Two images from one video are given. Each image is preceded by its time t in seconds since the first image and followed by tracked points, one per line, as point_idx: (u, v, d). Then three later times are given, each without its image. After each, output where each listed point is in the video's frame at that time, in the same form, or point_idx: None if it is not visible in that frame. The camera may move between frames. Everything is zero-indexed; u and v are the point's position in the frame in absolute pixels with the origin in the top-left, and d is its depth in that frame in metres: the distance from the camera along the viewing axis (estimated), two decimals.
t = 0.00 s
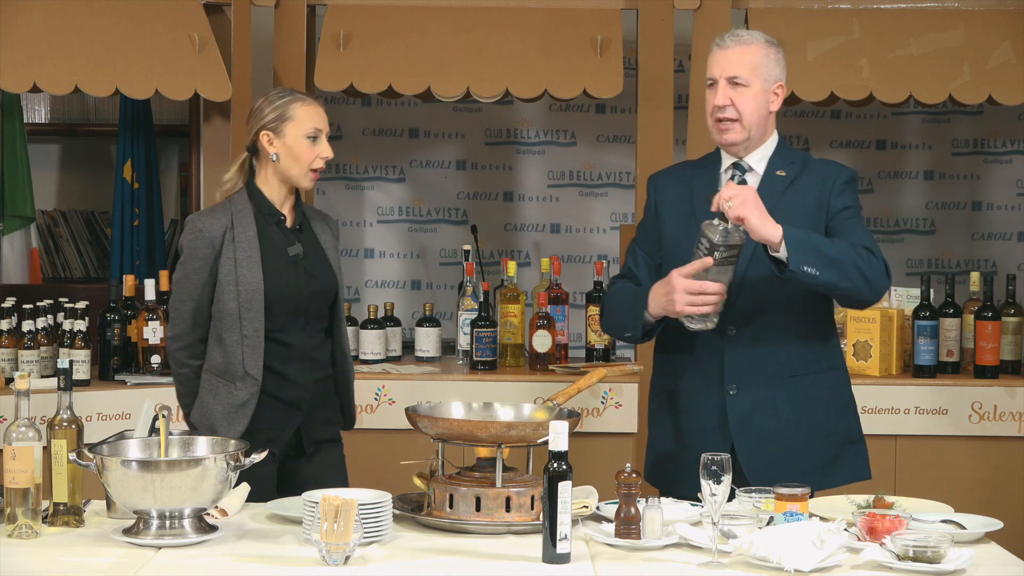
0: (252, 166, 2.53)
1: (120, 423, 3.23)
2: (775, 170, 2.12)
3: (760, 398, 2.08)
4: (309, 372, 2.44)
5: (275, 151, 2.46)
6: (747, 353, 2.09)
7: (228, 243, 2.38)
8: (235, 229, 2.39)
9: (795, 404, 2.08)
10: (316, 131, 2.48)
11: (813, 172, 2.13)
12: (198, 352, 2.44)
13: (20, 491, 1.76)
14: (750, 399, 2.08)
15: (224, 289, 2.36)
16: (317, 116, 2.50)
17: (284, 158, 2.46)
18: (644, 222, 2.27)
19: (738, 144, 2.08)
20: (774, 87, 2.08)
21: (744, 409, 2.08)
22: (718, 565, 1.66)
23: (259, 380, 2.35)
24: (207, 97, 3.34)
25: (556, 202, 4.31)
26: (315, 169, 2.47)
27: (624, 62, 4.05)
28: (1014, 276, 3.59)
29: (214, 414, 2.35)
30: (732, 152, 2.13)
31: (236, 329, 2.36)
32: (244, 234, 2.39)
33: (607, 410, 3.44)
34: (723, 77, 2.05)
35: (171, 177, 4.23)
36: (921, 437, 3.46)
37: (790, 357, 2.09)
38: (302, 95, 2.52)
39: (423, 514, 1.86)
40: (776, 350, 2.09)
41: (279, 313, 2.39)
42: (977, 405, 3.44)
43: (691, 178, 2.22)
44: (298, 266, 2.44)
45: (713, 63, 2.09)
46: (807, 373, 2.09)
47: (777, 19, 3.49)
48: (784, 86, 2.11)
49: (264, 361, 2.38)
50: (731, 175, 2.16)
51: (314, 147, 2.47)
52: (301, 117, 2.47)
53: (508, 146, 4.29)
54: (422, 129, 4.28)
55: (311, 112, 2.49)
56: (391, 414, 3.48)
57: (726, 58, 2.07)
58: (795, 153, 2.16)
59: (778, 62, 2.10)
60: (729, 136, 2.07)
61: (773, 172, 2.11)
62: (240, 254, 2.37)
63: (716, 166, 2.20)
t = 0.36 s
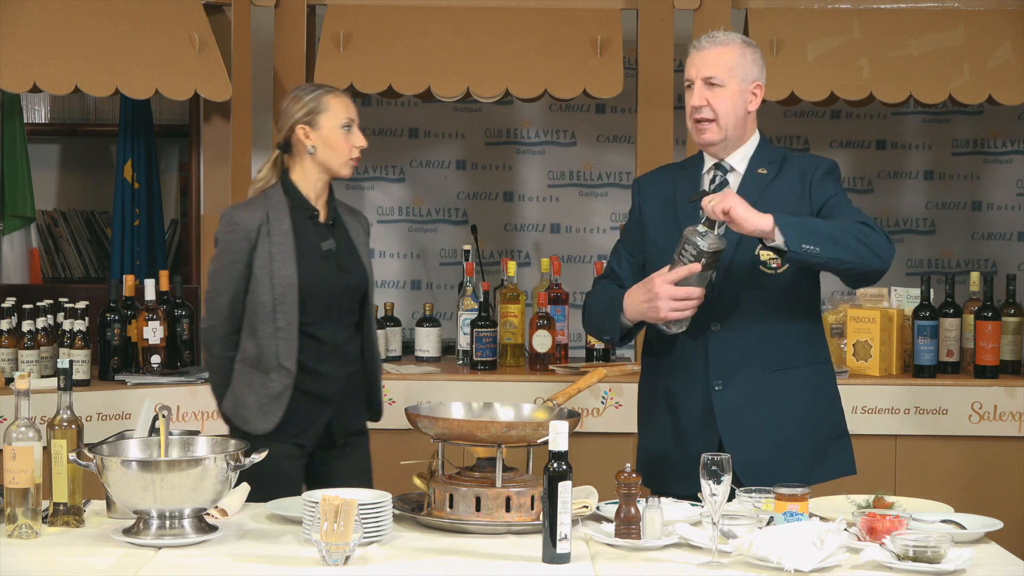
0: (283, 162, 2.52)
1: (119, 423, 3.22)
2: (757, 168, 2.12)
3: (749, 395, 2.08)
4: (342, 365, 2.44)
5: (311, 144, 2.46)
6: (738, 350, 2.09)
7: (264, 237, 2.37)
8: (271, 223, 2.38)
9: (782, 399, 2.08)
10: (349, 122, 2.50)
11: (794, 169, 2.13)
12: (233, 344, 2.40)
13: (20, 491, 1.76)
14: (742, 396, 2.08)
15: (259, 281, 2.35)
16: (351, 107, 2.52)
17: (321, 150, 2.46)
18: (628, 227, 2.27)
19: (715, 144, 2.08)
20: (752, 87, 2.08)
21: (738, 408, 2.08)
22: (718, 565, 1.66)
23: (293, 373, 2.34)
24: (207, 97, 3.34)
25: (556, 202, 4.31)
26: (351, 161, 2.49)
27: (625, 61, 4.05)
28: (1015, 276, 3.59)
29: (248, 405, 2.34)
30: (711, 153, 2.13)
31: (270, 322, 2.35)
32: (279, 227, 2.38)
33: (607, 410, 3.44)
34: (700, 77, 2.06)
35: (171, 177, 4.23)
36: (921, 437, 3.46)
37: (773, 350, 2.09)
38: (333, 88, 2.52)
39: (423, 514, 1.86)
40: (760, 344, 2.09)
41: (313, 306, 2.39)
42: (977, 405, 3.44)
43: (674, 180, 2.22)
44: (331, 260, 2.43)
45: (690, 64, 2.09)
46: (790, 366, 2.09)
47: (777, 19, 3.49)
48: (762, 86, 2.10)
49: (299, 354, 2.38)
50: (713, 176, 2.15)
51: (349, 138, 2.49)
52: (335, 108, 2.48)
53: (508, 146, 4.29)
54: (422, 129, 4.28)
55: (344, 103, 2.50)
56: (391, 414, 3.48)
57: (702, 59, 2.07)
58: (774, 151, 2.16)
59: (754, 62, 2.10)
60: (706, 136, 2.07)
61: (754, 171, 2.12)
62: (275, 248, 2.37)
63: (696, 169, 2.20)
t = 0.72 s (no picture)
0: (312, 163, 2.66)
1: (119, 422, 3.22)
2: (744, 168, 2.12)
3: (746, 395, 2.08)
4: (370, 361, 2.54)
5: (334, 149, 2.58)
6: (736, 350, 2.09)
7: (290, 240, 2.50)
8: (297, 226, 2.51)
9: (780, 398, 2.08)
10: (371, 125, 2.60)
11: (783, 167, 2.13)
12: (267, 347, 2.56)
13: (20, 492, 1.77)
14: (740, 395, 2.08)
15: (289, 285, 2.48)
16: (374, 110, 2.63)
17: (344, 155, 2.58)
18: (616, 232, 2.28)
19: (716, 152, 2.08)
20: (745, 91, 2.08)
21: (736, 406, 2.08)
22: (718, 565, 1.66)
23: (324, 370, 2.46)
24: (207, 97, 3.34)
25: (556, 202, 4.31)
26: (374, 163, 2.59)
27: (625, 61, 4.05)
28: (1014, 276, 3.59)
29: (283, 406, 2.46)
30: (704, 158, 2.12)
31: (299, 321, 2.48)
32: (306, 230, 2.51)
33: (607, 410, 3.44)
34: (702, 90, 2.01)
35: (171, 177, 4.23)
36: (921, 437, 3.46)
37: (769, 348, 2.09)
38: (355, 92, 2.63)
39: (423, 514, 1.86)
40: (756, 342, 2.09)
41: (341, 305, 2.51)
42: (977, 405, 3.44)
43: (660, 184, 2.22)
44: (357, 259, 2.55)
45: (686, 75, 2.04)
46: (786, 363, 2.09)
47: (776, 19, 3.49)
48: (751, 87, 2.11)
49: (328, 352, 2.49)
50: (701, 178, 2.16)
51: (371, 142, 2.59)
52: (357, 113, 2.59)
53: (508, 146, 4.29)
54: (422, 129, 4.28)
55: (363, 107, 2.61)
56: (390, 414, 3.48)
57: (700, 70, 2.02)
58: (761, 149, 2.16)
59: (745, 64, 2.08)
60: (708, 146, 2.07)
61: (742, 171, 2.11)
62: (301, 250, 2.49)
63: (682, 171, 2.20)
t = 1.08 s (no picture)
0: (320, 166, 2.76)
1: (119, 422, 3.22)
2: (740, 167, 2.12)
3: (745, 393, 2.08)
4: (377, 361, 2.64)
5: (340, 153, 2.69)
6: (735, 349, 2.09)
7: (296, 239, 2.63)
8: (302, 225, 2.64)
9: (779, 396, 2.08)
10: (378, 131, 2.71)
11: (778, 166, 2.14)
12: (276, 346, 2.71)
13: (20, 491, 1.77)
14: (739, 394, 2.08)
15: (295, 283, 2.60)
16: (383, 117, 2.74)
17: (350, 159, 2.69)
18: (612, 234, 2.27)
19: (711, 154, 2.07)
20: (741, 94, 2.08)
21: (737, 407, 2.07)
22: (718, 565, 1.66)
23: (332, 367, 2.58)
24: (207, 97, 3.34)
25: (556, 201, 4.31)
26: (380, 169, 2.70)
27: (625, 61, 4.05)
28: (1014, 276, 3.59)
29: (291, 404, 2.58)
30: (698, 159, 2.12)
31: (306, 319, 2.60)
32: (312, 228, 2.63)
33: (607, 410, 3.44)
34: (703, 93, 2.00)
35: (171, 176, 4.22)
36: (921, 437, 3.46)
37: (768, 346, 2.09)
38: (365, 99, 2.75)
39: (423, 514, 1.86)
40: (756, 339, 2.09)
41: (347, 303, 2.62)
42: (977, 405, 3.44)
43: (655, 186, 2.22)
44: (365, 258, 2.66)
45: (687, 76, 2.01)
46: (786, 361, 2.09)
47: (776, 19, 3.50)
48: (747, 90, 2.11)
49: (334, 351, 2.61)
50: (697, 179, 2.17)
51: (377, 148, 2.70)
52: (365, 119, 2.70)
53: (508, 146, 4.29)
54: (422, 129, 4.28)
55: (371, 113, 2.72)
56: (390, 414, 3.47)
57: (702, 71, 2.00)
58: (755, 148, 2.16)
59: (744, 68, 2.07)
60: (704, 147, 2.06)
61: (739, 171, 2.12)
62: (307, 248, 2.61)
63: (676, 173, 2.20)
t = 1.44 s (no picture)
0: (325, 166, 2.79)
1: (119, 422, 3.22)
2: (746, 171, 2.12)
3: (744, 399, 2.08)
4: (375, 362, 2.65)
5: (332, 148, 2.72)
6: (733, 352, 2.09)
7: (283, 237, 2.69)
8: (291, 223, 2.69)
9: (779, 402, 2.08)
10: (368, 124, 2.72)
11: (785, 171, 2.13)
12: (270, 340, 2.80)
13: (20, 492, 1.77)
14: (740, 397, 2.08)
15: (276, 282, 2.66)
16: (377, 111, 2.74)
17: (341, 154, 2.70)
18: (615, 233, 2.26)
19: (719, 161, 2.09)
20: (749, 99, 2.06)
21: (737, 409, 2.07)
22: (719, 565, 1.66)
23: (303, 366, 2.62)
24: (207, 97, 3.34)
25: (556, 202, 4.31)
26: (372, 160, 2.69)
27: (625, 61, 4.05)
28: (1014, 276, 3.59)
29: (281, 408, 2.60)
30: (705, 163, 2.13)
31: (285, 318, 2.65)
32: (299, 229, 2.68)
33: (607, 410, 3.44)
34: (714, 107, 1.98)
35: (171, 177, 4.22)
36: (921, 437, 3.46)
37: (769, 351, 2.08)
38: (358, 94, 2.77)
39: (423, 514, 1.86)
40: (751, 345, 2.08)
41: (324, 303, 2.64)
42: (977, 405, 3.44)
43: (659, 186, 2.20)
44: (349, 258, 2.65)
45: (698, 90, 1.98)
46: (788, 373, 2.09)
47: (776, 19, 3.49)
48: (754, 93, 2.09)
49: (310, 349, 2.64)
50: (702, 182, 2.16)
51: (366, 140, 2.70)
52: (354, 113, 2.72)
53: (508, 146, 4.29)
54: (422, 129, 4.28)
55: (361, 107, 2.73)
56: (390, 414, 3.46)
57: (713, 86, 1.97)
58: (761, 153, 2.16)
59: (751, 74, 2.04)
60: (712, 156, 2.07)
61: (744, 173, 2.12)
62: (290, 247, 2.67)
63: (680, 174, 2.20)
